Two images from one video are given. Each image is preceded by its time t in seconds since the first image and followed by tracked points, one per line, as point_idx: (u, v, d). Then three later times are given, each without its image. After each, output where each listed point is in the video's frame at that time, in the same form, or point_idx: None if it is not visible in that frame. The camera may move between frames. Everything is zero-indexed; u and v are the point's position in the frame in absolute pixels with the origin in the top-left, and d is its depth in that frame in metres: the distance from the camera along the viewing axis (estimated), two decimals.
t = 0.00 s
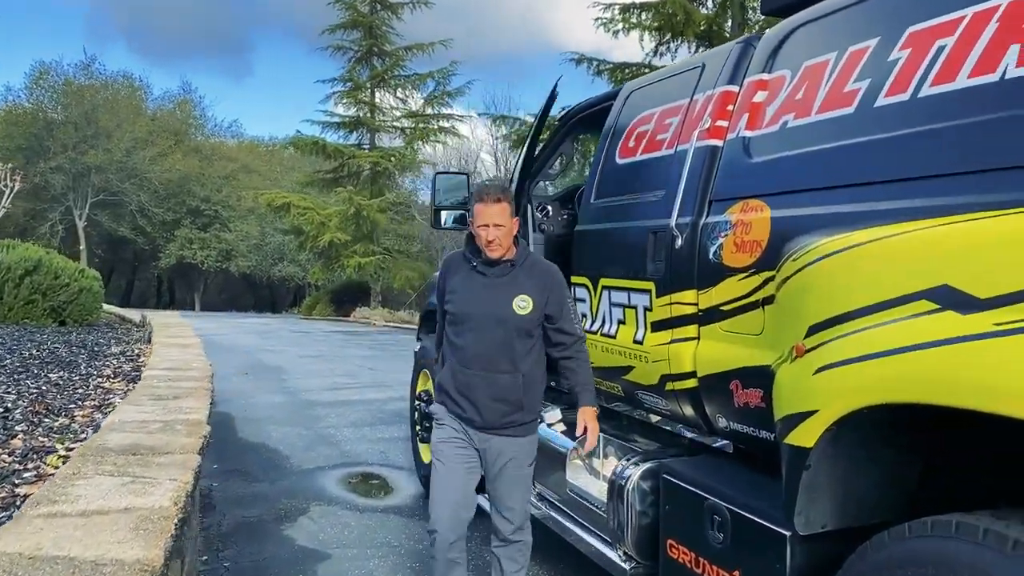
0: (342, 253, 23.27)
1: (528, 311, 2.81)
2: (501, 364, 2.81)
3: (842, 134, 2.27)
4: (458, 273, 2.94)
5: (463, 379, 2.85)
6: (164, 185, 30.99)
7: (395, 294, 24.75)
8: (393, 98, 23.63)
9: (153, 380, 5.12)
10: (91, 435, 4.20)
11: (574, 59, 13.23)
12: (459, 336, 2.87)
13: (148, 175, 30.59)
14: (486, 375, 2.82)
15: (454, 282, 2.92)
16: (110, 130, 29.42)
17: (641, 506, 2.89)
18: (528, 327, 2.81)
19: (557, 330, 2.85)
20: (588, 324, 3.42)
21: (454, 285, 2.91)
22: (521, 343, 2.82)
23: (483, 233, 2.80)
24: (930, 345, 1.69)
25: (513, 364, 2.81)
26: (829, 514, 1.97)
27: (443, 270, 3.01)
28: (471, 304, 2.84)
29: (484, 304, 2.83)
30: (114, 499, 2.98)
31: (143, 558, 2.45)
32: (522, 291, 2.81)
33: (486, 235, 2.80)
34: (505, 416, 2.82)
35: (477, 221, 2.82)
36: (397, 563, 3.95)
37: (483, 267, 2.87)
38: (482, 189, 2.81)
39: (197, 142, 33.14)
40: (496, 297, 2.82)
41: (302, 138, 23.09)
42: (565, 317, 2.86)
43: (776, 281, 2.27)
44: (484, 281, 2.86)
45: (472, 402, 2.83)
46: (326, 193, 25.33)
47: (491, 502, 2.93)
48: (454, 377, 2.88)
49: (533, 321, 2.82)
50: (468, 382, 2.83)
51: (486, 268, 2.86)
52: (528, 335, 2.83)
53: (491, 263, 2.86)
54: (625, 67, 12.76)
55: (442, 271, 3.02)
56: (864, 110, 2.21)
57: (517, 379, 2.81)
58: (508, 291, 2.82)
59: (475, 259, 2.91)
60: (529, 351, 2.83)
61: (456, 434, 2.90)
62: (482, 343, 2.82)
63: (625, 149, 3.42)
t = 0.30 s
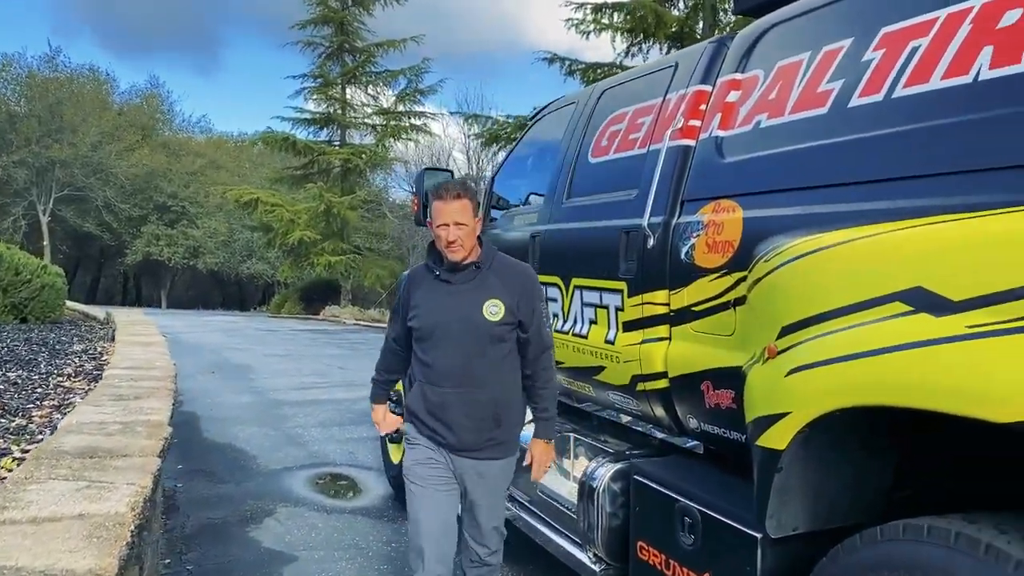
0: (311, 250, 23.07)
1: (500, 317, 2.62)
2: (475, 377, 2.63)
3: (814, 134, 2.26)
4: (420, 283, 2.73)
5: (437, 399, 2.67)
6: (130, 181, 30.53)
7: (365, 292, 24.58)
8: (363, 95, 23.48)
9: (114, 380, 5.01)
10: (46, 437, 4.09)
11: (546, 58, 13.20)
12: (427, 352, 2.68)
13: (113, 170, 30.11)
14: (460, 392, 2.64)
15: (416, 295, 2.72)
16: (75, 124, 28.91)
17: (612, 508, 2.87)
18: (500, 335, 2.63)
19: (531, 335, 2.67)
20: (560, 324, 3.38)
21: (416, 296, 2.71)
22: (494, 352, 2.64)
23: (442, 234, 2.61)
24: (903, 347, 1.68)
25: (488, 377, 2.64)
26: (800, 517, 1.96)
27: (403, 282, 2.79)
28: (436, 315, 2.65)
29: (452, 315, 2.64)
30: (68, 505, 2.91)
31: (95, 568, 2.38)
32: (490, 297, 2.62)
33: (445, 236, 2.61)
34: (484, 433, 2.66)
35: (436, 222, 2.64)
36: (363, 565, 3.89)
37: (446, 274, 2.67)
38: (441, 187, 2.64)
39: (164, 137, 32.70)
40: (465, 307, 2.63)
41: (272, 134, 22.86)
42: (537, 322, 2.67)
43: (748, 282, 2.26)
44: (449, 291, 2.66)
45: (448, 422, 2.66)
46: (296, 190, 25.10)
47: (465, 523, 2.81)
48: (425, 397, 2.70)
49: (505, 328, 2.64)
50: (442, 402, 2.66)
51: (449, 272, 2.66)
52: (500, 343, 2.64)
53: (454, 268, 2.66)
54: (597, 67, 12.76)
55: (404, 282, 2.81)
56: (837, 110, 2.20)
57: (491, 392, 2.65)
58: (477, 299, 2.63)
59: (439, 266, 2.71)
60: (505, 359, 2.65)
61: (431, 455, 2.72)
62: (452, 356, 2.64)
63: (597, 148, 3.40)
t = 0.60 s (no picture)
0: (272, 247, 22.80)
1: (492, 314, 2.49)
2: (463, 379, 2.45)
3: (783, 138, 2.29)
4: (397, 277, 2.50)
5: (417, 405, 2.43)
6: (85, 174, 29.91)
7: (326, 289, 24.36)
8: (326, 90, 23.27)
9: (73, 379, 4.91)
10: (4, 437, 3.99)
11: (511, 56, 13.19)
12: (407, 351, 2.45)
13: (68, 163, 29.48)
14: (447, 395, 2.44)
15: (392, 289, 2.49)
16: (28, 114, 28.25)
17: (580, 508, 2.87)
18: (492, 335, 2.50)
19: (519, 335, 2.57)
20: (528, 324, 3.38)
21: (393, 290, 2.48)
22: (483, 352, 2.48)
23: (430, 221, 2.41)
24: (871, 350, 1.70)
25: (476, 380, 2.47)
26: (768, 517, 1.99)
27: (368, 275, 2.53)
28: (423, 311, 2.44)
29: (440, 310, 2.45)
30: (29, 508, 2.84)
31: (60, 573, 2.33)
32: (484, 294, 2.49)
33: (433, 224, 2.42)
34: (469, 440, 2.48)
35: (422, 208, 2.43)
36: (329, 566, 3.86)
37: (429, 266, 2.48)
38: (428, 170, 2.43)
39: (121, 130, 32.09)
40: (454, 303, 2.46)
41: (233, 128, 22.56)
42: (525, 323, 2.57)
43: (717, 285, 2.28)
44: (436, 285, 2.47)
45: (431, 429, 2.44)
46: (256, 186, 24.79)
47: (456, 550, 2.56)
48: (403, 404, 2.45)
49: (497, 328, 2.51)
50: (425, 407, 2.43)
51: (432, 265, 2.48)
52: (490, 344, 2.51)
53: (437, 259, 2.48)
54: (562, 67, 12.78)
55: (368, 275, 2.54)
56: (805, 115, 2.23)
57: (481, 396, 2.48)
58: (468, 294, 2.48)
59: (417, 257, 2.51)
60: (493, 361, 2.51)
61: (403, 481, 2.50)
62: (439, 356, 2.44)
63: (567, 148, 3.41)
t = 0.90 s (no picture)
0: (225, 241, 22.46)
1: (499, 330, 2.21)
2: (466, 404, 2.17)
3: (747, 142, 2.34)
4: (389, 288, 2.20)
5: (416, 433, 2.14)
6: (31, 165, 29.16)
7: (280, 285, 24.07)
8: (282, 83, 23.01)
9: (26, 377, 4.80)
10: None
11: (470, 53, 13.18)
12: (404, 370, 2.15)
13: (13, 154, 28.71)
14: (450, 422, 2.15)
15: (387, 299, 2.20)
16: None
17: (544, 505, 2.90)
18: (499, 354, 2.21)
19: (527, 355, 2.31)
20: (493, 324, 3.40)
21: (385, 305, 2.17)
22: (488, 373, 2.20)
23: (437, 226, 2.15)
24: (834, 350, 1.75)
25: (481, 404, 2.19)
26: (733, 514, 2.04)
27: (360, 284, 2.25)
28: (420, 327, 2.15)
29: (444, 324, 2.17)
30: None
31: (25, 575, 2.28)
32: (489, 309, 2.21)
33: (441, 229, 2.15)
34: (473, 474, 2.19)
35: (427, 210, 2.16)
36: (290, 565, 3.82)
37: (435, 277, 2.20)
38: (437, 168, 2.16)
39: (68, 121, 31.35)
40: (457, 316, 2.18)
41: (186, 121, 22.18)
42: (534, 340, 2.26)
43: (682, 285, 2.31)
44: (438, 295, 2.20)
45: (432, 460, 2.15)
46: (210, 180, 24.41)
47: None
48: (399, 431, 2.15)
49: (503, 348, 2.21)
50: (426, 435, 2.14)
51: (434, 277, 2.20)
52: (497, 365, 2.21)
53: (444, 269, 2.21)
54: (521, 64, 12.80)
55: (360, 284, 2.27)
56: (769, 120, 2.28)
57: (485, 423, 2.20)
58: (471, 308, 2.19)
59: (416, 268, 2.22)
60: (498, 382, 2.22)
61: (394, 518, 2.20)
62: (440, 380, 2.14)
63: (532, 148, 3.42)
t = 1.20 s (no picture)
0: (168, 237, 22.02)
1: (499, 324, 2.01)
2: (472, 411, 2.00)
3: (698, 146, 2.38)
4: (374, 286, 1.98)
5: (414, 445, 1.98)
6: None
7: (226, 283, 23.68)
8: (228, 77, 22.65)
9: None
10: None
11: (422, 50, 13.14)
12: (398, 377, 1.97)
13: None
14: (455, 436, 1.99)
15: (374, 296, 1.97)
16: None
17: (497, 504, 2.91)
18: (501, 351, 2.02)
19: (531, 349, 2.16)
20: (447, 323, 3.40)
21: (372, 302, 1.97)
22: (491, 374, 2.03)
23: (424, 212, 1.95)
24: (781, 352, 1.80)
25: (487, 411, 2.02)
26: (683, 510, 2.08)
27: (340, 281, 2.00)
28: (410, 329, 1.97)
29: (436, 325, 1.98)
30: None
31: None
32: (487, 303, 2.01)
33: (428, 214, 1.95)
34: (483, 486, 2.05)
35: (412, 195, 1.96)
36: (238, 567, 3.78)
37: (421, 270, 1.98)
38: (424, 148, 1.96)
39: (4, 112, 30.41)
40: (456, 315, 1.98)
41: (128, 113, 21.71)
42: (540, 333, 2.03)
43: (634, 286, 2.35)
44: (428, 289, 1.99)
45: (438, 479, 1.99)
46: (153, 174, 23.91)
47: None
48: (400, 449, 1.98)
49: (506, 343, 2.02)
50: (430, 451, 1.98)
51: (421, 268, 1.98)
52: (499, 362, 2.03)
53: (431, 261, 1.99)
54: (472, 62, 12.79)
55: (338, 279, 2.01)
56: (719, 126, 2.33)
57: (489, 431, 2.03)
58: (466, 304, 2.00)
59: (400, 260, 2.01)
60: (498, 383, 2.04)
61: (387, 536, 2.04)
62: (438, 385, 1.97)
63: (486, 148, 3.44)
